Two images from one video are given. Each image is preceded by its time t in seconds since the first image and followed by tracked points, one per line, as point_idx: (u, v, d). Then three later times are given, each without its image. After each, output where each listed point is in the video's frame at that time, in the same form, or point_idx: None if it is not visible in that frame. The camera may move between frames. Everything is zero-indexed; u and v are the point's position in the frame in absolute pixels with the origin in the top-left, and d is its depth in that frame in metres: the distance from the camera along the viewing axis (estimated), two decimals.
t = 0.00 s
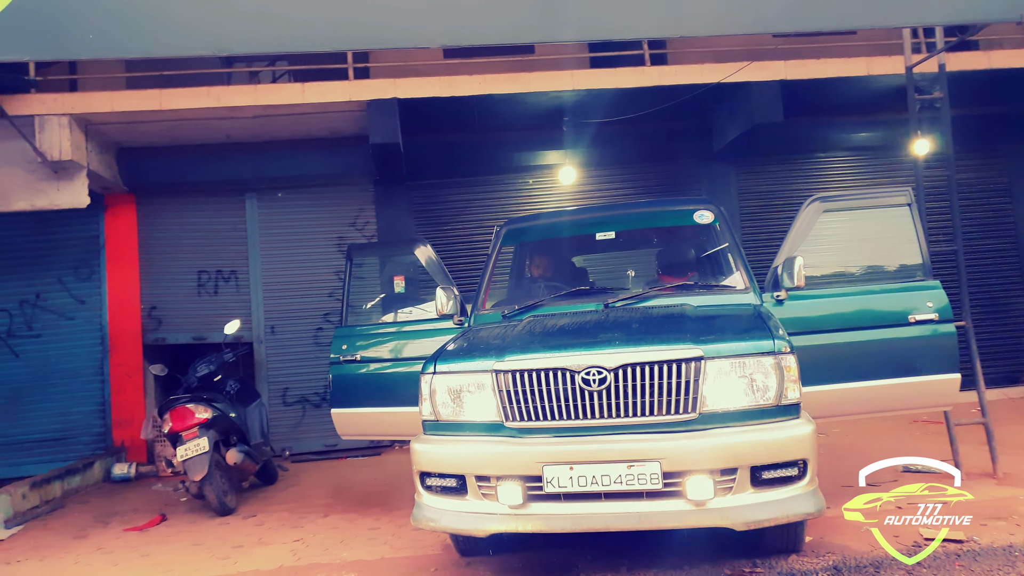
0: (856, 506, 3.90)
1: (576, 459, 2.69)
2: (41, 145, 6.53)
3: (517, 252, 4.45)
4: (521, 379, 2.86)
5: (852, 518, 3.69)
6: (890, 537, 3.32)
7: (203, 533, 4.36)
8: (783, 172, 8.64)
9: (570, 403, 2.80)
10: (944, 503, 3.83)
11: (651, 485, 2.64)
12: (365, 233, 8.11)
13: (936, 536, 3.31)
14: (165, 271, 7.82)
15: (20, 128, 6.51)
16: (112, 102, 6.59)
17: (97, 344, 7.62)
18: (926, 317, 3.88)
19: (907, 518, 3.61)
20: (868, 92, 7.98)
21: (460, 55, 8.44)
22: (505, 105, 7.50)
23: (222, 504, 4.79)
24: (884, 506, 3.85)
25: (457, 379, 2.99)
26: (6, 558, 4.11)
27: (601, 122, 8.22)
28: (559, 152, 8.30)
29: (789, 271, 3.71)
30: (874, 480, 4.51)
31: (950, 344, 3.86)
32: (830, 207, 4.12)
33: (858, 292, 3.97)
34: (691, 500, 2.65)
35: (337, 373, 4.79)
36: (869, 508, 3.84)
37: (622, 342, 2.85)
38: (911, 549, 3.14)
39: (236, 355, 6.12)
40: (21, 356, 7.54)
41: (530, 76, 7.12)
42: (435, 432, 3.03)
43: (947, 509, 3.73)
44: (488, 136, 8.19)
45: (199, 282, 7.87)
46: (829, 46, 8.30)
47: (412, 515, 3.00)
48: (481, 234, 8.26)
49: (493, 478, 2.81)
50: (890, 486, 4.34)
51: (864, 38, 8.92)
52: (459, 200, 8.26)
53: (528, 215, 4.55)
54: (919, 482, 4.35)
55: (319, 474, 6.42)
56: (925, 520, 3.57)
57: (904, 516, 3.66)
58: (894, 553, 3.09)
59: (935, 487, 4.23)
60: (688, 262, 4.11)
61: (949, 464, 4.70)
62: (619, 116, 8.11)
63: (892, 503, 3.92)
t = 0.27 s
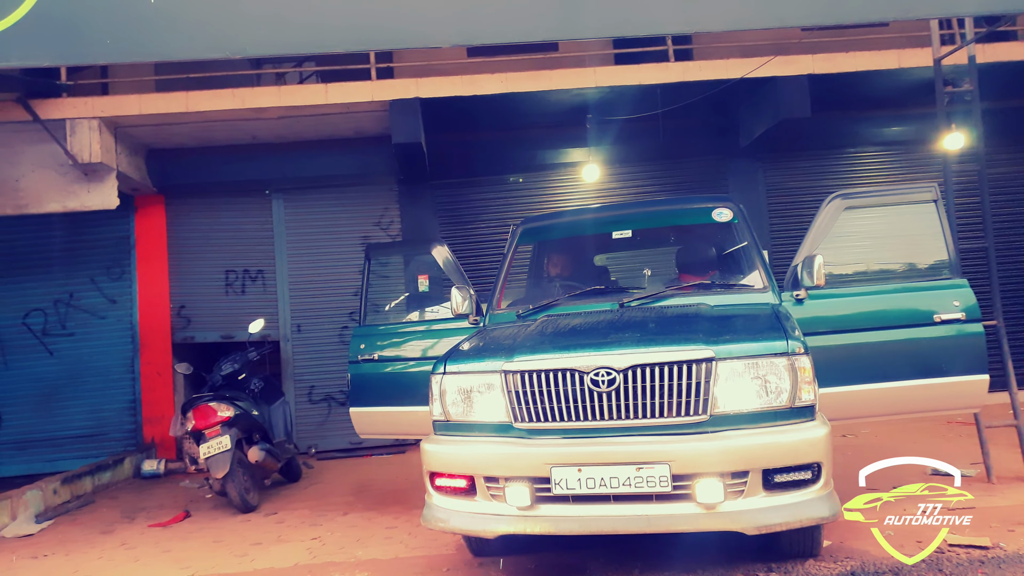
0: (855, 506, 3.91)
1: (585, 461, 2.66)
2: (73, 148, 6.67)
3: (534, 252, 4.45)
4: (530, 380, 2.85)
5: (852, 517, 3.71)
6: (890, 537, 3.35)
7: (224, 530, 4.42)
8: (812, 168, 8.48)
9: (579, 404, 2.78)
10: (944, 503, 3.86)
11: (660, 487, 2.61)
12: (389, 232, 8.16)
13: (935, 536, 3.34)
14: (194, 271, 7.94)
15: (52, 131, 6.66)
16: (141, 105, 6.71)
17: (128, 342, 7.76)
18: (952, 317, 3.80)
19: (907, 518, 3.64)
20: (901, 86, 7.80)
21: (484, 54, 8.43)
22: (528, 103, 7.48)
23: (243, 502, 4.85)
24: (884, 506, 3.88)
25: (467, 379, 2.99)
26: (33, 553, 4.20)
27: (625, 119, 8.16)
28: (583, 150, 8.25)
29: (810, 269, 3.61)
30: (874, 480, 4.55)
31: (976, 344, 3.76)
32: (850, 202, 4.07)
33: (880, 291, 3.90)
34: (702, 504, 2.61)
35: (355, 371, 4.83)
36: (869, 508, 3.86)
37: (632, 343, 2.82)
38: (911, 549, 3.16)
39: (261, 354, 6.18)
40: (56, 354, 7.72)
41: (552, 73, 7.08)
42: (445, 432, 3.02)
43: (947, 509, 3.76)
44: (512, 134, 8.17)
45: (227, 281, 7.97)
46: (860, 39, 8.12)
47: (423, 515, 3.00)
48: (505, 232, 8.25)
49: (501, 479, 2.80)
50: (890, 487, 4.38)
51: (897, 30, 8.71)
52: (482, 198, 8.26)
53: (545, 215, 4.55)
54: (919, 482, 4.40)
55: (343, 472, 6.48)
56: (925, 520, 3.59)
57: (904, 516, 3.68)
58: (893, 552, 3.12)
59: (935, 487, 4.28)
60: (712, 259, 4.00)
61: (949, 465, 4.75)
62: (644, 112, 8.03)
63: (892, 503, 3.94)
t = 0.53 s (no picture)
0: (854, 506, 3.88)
1: (590, 462, 2.64)
2: (99, 154, 6.80)
3: (547, 250, 4.42)
4: (536, 381, 2.84)
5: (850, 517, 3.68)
6: (889, 537, 3.32)
7: (244, 530, 4.47)
8: (838, 163, 8.34)
9: (585, 405, 2.76)
10: (944, 503, 3.83)
11: (666, 489, 2.58)
12: (410, 233, 8.20)
13: (935, 536, 3.31)
14: (219, 273, 8.05)
15: (80, 138, 6.82)
16: (164, 111, 6.81)
17: (156, 344, 7.89)
18: (973, 313, 3.73)
19: (907, 518, 3.61)
20: (929, 78, 7.62)
21: (504, 53, 8.42)
22: (547, 102, 7.45)
23: (264, 501, 4.91)
24: (883, 506, 3.85)
25: (474, 380, 2.99)
26: (59, 551, 4.30)
27: (646, 116, 8.10)
28: (603, 148, 8.21)
29: (825, 266, 3.56)
30: (874, 479, 4.51)
31: (998, 342, 3.69)
32: (869, 197, 4.05)
33: (899, 289, 3.85)
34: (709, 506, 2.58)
35: (372, 372, 4.87)
36: (868, 508, 3.82)
37: (639, 343, 2.79)
38: (909, 549, 3.14)
39: (284, 355, 6.23)
40: (87, 356, 7.88)
41: (571, 72, 7.05)
42: (453, 434, 3.02)
43: (948, 509, 3.73)
44: (532, 133, 8.15)
45: (251, 283, 8.08)
46: (887, 30, 7.95)
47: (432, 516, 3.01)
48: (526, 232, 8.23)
49: (506, 480, 2.79)
50: (890, 486, 4.34)
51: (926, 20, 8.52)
52: (503, 198, 8.25)
53: (556, 214, 4.53)
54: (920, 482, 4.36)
55: (364, 471, 6.52)
56: (925, 520, 3.56)
57: (904, 516, 3.65)
58: (892, 552, 3.10)
59: (936, 487, 4.25)
60: (729, 257, 3.94)
61: (949, 465, 4.73)
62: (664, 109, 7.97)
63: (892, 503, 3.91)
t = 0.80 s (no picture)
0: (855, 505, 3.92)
1: (599, 463, 2.63)
2: (135, 155, 6.96)
3: (568, 249, 4.42)
4: (546, 380, 2.83)
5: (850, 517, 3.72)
6: (889, 536, 3.36)
7: (269, 524, 4.55)
8: (875, 159, 8.16)
9: (595, 405, 2.75)
10: (944, 503, 3.88)
11: (675, 491, 2.56)
12: (439, 231, 8.25)
13: (936, 536, 3.34)
14: (253, 271, 8.20)
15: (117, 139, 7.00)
16: (198, 112, 6.95)
17: (191, 341, 8.07)
18: (1004, 314, 3.63)
19: (908, 518, 3.64)
20: (970, 71, 7.41)
21: (533, 51, 8.40)
22: (575, 99, 7.42)
23: (289, 496, 4.99)
24: (884, 505, 3.90)
25: (485, 379, 3.00)
26: (91, 541, 4.43)
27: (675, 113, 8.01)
28: (633, 145, 8.15)
29: (847, 265, 3.49)
30: (875, 479, 4.54)
31: None
32: (893, 194, 4.03)
33: (926, 288, 3.78)
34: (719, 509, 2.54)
35: (394, 370, 4.94)
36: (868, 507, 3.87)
37: (650, 343, 2.77)
38: (908, 549, 3.17)
39: (312, 351, 6.32)
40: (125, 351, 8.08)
41: (599, 69, 7.00)
42: (465, 432, 3.04)
43: (947, 509, 3.77)
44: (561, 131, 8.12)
45: (284, 281, 8.20)
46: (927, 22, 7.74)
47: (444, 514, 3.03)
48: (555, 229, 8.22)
49: (516, 480, 2.80)
50: (890, 487, 4.38)
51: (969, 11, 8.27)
52: (532, 196, 8.25)
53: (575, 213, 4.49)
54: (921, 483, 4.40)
55: (391, 467, 6.59)
56: (926, 520, 3.60)
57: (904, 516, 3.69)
58: (892, 552, 3.13)
59: (936, 487, 4.30)
60: (755, 255, 3.88)
61: (947, 466, 4.78)
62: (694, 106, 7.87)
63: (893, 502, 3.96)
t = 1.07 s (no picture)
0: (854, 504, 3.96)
1: (607, 466, 2.62)
2: (164, 161, 7.11)
3: (584, 250, 4.42)
4: (554, 382, 2.83)
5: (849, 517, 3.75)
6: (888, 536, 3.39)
7: (291, 524, 4.61)
8: (906, 154, 8.00)
9: (603, 407, 2.74)
10: (944, 503, 3.91)
11: (682, 494, 2.54)
12: (464, 233, 8.29)
13: (935, 536, 3.37)
14: (281, 274, 8.32)
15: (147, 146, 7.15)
16: (225, 118, 7.07)
17: (221, 342, 8.21)
18: None
19: (908, 518, 3.67)
20: (1004, 63, 7.21)
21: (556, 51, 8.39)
22: (598, 99, 7.39)
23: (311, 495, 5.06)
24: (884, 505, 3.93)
25: (495, 381, 3.01)
26: (119, 540, 4.53)
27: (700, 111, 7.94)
28: (657, 144, 8.10)
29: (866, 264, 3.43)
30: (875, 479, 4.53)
31: None
32: (913, 191, 3.99)
33: (947, 288, 3.77)
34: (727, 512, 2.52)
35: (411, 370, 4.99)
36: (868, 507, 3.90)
37: (658, 345, 2.75)
38: (907, 548, 3.20)
39: (336, 353, 6.36)
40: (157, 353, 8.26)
41: (622, 69, 6.96)
42: (476, 434, 3.05)
43: (947, 509, 3.81)
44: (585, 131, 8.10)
45: (311, 283, 8.31)
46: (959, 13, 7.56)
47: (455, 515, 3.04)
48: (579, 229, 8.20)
49: (524, 482, 2.80)
50: (889, 487, 4.38)
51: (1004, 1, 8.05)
52: (556, 196, 8.25)
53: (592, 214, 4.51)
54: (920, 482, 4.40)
55: (415, 468, 6.64)
56: (925, 520, 3.62)
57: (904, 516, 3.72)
58: (891, 551, 3.16)
59: (936, 487, 4.31)
60: (775, 254, 3.81)
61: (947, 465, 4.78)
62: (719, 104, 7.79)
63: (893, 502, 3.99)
